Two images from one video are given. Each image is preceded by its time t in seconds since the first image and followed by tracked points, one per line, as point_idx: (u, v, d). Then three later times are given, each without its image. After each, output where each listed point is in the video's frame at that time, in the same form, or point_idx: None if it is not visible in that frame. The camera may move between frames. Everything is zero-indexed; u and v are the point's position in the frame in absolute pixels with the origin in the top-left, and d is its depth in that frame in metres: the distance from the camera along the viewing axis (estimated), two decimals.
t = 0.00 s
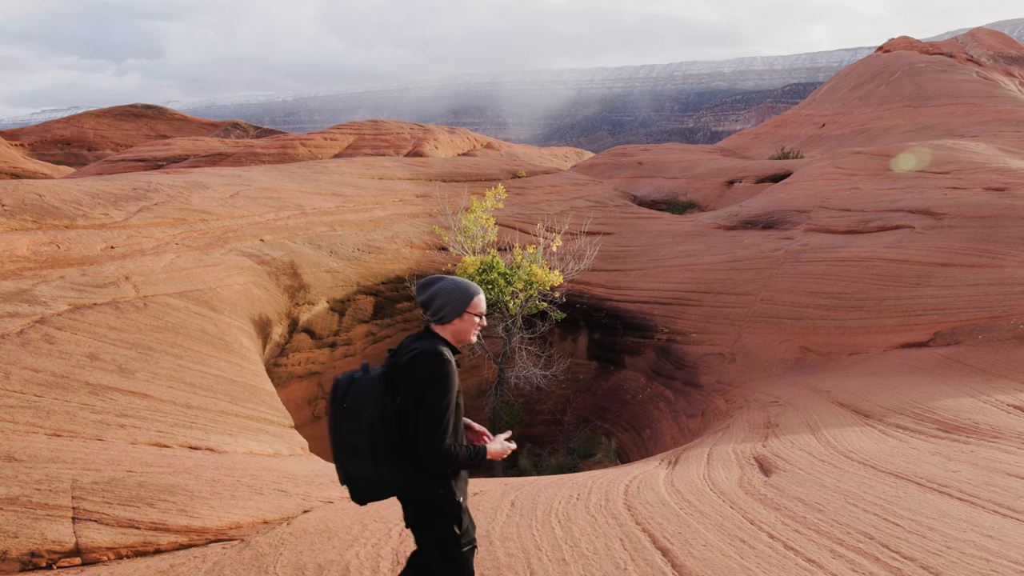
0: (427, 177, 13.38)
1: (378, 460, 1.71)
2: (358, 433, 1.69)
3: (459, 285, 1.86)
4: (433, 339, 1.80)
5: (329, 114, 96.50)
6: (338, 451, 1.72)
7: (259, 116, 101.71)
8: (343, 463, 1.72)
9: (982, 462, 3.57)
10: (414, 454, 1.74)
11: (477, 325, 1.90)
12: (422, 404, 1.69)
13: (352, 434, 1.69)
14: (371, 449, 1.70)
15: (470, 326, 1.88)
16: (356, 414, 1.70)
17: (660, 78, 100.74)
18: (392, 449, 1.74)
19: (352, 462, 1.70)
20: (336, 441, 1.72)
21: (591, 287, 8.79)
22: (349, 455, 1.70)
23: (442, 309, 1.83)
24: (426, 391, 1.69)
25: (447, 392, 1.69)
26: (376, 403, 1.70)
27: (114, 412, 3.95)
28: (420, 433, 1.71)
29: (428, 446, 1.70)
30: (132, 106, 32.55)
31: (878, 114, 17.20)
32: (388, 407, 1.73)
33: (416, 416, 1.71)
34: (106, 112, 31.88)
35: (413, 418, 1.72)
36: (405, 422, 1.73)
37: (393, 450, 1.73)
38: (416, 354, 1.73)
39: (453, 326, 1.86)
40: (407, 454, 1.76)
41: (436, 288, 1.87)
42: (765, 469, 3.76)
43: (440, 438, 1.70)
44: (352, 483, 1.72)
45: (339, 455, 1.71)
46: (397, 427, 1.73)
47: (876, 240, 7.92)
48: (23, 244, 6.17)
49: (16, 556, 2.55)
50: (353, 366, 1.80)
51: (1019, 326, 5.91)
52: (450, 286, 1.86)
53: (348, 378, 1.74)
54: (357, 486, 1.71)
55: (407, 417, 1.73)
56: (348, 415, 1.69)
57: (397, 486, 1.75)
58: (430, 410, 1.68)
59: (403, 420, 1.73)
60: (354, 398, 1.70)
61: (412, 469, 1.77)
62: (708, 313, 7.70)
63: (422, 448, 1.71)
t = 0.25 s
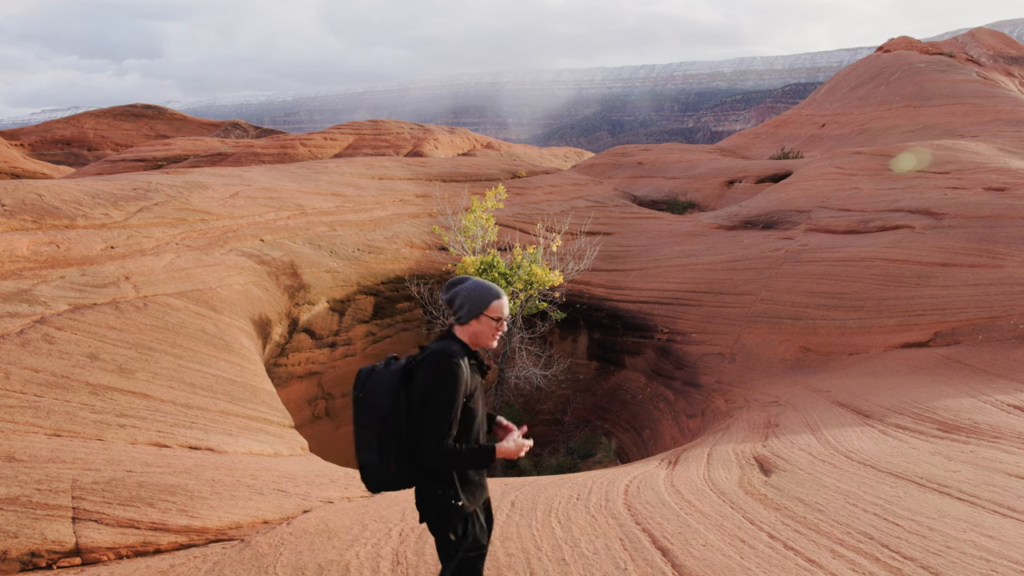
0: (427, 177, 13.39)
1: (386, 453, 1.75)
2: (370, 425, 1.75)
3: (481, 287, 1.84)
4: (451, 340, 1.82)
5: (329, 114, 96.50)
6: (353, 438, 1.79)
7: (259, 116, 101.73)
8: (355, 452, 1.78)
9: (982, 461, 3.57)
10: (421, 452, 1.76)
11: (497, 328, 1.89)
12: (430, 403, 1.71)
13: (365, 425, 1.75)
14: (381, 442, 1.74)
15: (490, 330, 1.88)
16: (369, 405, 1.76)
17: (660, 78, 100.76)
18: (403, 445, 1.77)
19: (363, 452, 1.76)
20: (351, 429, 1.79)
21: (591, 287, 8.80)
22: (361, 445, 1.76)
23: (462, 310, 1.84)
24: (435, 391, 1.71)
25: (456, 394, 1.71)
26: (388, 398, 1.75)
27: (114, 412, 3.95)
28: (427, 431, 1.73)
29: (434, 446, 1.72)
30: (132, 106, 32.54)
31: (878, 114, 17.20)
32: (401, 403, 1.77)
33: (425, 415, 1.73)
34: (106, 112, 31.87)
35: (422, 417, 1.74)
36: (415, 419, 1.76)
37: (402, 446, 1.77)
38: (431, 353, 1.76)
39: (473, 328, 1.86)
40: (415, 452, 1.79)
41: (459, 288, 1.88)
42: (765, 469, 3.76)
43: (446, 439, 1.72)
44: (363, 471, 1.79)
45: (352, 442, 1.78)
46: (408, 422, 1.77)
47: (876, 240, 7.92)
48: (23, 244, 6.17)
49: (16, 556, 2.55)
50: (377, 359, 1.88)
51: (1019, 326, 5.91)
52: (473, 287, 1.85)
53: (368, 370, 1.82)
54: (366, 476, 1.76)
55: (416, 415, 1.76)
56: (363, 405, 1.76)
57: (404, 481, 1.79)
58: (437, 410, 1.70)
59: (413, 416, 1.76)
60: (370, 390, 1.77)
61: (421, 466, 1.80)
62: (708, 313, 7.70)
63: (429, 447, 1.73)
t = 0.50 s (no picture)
0: (427, 177, 13.39)
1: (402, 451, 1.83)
2: (387, 423, 1.83)
3: (523, 311, 1.92)
4: (468, 348, 1.89)
5: (329, 114, 96.50)
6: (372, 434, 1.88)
7: (259, 117, 101.70)
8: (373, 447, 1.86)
9: (982, 461, 3.57)
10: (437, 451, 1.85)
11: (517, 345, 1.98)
12: (446, 406, 1.78)
13: (382, 422, 1.83)
14: (397, 440, 1.82)
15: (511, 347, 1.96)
16: (387, 403, 1.83)
17: (660, 78, 100.77)
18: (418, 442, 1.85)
19: (381, 448, 1.84)
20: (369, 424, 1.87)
21: (591, 287, 8.80)
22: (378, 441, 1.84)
23: (500, 329, 1.89)
24: (450, 394, 1.77)
25: (470, 398, 1.77)
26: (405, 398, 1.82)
27: (114, 412, 3.95)
28: (443, 432, 1.81)
29: (449, 446, 1.81)
30: (132, 106, 32.54)
31: (879, 114, 17.20)
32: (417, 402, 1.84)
33: (440, 416, 1.80)
34: (106, 112, 31.88)
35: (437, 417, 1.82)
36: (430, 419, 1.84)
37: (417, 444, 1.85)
38: (448, 358, 1.82)
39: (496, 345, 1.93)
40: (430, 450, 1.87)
41: (504, 307, 1.90)
42: (765, 469, 3.76)
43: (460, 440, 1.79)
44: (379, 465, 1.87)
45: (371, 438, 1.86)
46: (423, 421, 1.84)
47: (876, 240, 7.92)
48: (23, 244, 6.17)
49: (16, 556, 2.55)
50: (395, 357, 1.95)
51: (1019, 326, 5.91)
52: (516, 309, 1.91)
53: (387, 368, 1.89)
54: (383, 471, 1.85)
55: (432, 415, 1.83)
56: (381, 403, 1.83)
57: (420, 476, 1.88)
58: (452, 413, 1.77)
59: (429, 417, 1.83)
60: (388, 389, 1.84)
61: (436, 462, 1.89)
62: (708, 313, 7.70)
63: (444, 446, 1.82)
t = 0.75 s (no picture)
0: (427, 177, 13.39)
1: (419, 450, 1.85)
2: (405, 423, 1.84)
3: (545, 309, 1.91)
4: (489, 350, 1.87)
5: (329, 114, 96.52)
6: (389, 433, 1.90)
7: (259, 117, 101.72)
8: (391, 446, 1.88)
9: (982, 461, 3.57)
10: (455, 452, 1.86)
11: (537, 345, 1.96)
12: (464, 409, 1.78)
13: (401, 422, 1.85)
14: (414, 439, 1.84)
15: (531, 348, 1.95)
16: (404, 404, 1.85)
17: (660, 78, 100.78)
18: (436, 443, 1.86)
19: (398, 447, 1.86)
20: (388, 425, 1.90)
21: (591, 287, 8.80)
22: (396, 440, 1.87)
23: (522, 327, 1.88)
24: (467, 398, 1.77)
25: (489, 402, 1.76)
26: (424, 397, 1.84)
27: (114, 412, 3.95)
28: (460, 433, 1.81)
29: (467, 448, 1.81)
30: (132, 106, 32.54)
31: (879, 114, 17.20)
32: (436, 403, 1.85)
33: (457, 419, 1.80)
34: (106, 112, 31.87)
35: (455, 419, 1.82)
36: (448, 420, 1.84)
37: (434, 444, 1.86)
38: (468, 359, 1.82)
39: (515, 344, 1.93)
40: (448, 451, 1.88)
41: (525, 304, 1.90)
42: (765, 469, 3.76)
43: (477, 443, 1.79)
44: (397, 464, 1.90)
45: (389, 438, 1.89)
46: (441, 422, 1.85)
47: (876, 240, 7.92)
48: (23, 244, 6.17)
49: (16, 556, 2.55)
50: (414, 358, 1.96)
51: (1019, 326, 5.91)
52: (538, 307, 1.90)
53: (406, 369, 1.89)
54: (401, 469, 1.87)
55: (449, 416, 1.83)
56: (399, 403, 1.85)
57: (437, 476, 1.90)
58: (471, 417, 1.77)
59: (447, 418, 1.84)
60: (406, 390, 1.85)
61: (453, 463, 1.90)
62: (708, 313, 7.70)
63: (462, 449, 1.83)
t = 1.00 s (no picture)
0: (427, 177, 13.39)
1: (454, 453, 1.81)
2: (439, 426, 1.79)
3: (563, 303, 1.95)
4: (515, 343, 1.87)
5: (329, 114, 96.54)
6: (416, 440, 1.83)
7: (259, 117, 101.74)
8: (421, 452, 1.82)
9: (982, 461, 3.57)
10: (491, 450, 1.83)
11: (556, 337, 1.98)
12: (503, 404, 1.77)
13: (433, 426, 1.79)
14: (449, 443, 1.79)
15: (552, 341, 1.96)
16: (435, 408, 1.79)
17: (660, 78, 100.79)
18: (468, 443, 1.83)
19: (431, 452, 1.80)
20: (415, 431, 1.83)
21: (592, 287, 8.80)
22: (428, 445, 1.80)
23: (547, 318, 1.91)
24: (505, 392, 1.77)
25: (528, 395, 1.77)
26: (456, 398, 1.80)
27: (114, 412, 3.95)
28: (498, 430, 1.80)
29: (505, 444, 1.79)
30: (132, 106, 32.55)
31: (879, 114, 17.20)
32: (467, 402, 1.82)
33: (494, 415, 1.79)
34: (106, 112, 31.88)
35: (491, 415, 1.81)
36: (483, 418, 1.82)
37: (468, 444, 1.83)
38: (500, 354, 1.81)
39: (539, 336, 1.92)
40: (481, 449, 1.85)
41: (546, 298, 1.94)
42: (765, 469, 3.76)
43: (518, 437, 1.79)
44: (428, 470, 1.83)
45: (418, 445, 1.81)
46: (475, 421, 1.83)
47: (876, 240, 7.92)
48: (23, 244, 6.17)
49: (16, 557, 2.56)
50: (431, 360, 1.89)
51: (1019, 326, 5.91)
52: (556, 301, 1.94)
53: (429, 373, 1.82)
54: (435, 475, 1.81)
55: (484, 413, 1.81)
56: (430, 407, 1.79)
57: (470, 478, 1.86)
58: (510, 412, 1.77)
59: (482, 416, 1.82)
60: (436, 392, 1.79)
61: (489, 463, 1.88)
62: (708, 313, 7.70)
63: (499, 445, 1.81)
